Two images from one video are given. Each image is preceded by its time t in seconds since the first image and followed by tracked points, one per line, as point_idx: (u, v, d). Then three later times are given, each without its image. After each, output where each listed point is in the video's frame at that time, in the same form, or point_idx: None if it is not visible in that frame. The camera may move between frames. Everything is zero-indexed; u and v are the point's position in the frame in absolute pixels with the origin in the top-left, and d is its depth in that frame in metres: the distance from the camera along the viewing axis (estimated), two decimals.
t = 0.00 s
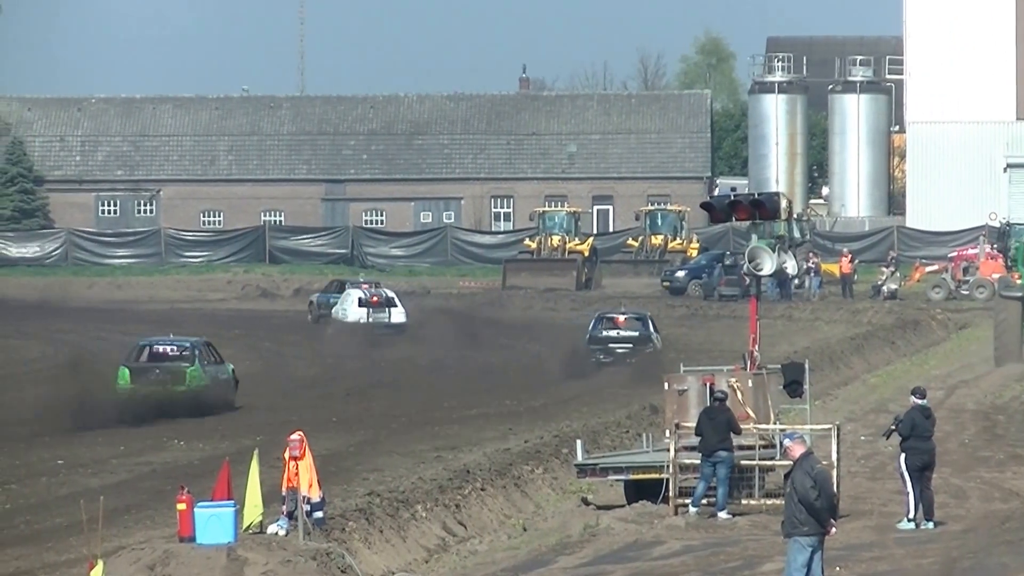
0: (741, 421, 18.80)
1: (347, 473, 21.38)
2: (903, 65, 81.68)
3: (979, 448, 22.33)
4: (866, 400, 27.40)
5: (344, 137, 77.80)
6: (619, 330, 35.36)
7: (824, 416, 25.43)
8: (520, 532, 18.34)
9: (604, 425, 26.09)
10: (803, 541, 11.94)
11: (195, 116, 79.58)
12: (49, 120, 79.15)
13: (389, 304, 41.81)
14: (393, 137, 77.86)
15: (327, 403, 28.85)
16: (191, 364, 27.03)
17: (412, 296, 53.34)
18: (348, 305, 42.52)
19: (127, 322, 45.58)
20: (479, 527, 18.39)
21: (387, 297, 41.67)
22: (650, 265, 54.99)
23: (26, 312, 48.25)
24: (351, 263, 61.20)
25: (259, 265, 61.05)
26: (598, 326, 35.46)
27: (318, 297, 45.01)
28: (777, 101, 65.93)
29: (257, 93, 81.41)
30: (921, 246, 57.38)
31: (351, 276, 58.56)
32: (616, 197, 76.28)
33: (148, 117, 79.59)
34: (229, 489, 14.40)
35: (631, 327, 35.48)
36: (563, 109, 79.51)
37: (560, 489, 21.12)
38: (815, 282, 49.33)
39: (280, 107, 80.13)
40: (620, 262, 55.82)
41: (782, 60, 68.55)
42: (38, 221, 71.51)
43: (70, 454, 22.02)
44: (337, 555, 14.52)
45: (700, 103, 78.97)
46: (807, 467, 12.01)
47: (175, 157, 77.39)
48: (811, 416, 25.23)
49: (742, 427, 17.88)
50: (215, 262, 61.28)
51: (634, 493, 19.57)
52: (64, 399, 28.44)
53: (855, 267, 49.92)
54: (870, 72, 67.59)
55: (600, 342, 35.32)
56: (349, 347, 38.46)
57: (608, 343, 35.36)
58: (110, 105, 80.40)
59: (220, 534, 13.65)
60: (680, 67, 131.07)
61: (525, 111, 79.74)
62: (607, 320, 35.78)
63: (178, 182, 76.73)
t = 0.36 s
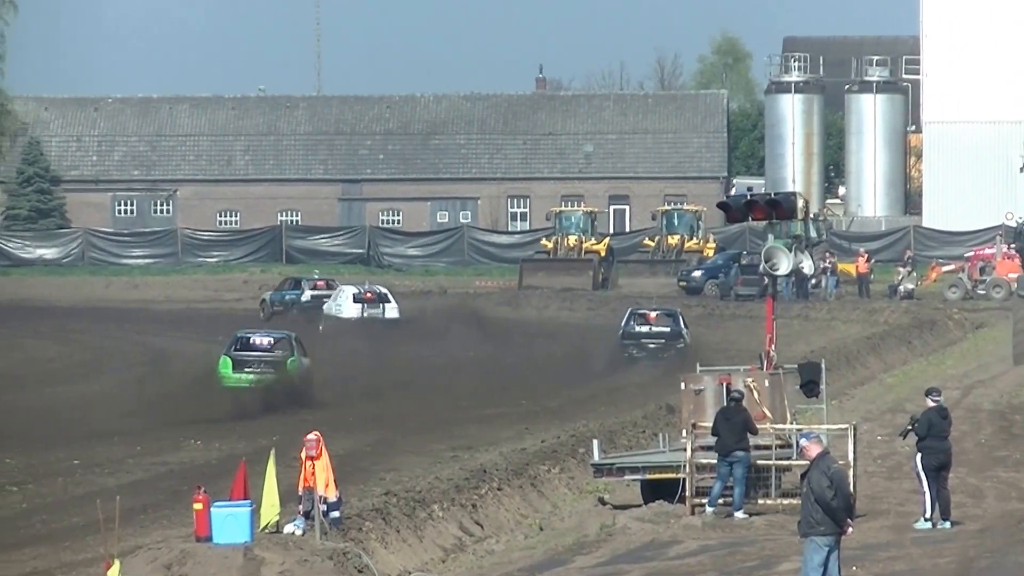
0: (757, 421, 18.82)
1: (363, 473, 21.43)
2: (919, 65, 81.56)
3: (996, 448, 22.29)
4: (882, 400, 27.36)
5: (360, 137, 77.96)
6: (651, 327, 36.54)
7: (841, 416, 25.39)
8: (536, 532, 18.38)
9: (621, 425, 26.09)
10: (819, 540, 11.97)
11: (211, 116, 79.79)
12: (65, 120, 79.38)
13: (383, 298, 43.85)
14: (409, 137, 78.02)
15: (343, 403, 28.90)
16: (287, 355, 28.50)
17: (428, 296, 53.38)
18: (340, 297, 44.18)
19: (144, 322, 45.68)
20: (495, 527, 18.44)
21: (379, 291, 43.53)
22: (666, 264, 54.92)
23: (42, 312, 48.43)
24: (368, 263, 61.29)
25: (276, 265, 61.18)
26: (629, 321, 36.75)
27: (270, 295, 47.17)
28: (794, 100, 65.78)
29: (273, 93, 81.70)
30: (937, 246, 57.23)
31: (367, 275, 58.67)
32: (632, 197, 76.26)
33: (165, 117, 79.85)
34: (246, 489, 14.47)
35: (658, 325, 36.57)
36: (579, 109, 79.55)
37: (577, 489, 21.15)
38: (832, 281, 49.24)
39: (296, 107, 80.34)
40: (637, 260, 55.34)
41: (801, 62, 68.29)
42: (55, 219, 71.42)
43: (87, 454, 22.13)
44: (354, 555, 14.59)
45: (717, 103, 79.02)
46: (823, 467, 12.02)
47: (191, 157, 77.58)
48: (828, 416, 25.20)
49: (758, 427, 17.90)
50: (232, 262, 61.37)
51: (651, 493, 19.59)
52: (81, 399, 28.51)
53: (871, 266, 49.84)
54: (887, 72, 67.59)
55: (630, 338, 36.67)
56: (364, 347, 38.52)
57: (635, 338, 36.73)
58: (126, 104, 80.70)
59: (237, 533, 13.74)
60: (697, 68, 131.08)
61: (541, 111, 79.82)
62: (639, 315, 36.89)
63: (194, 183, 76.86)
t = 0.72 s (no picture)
0: (782, 421, 18.88)
1: (388, 473, 21.51)
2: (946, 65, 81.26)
3: (1020, 448, 22.25)
4: (907, 400, 27.30)
5: (386, 137, 78.15)
6: (682, 322, 37.17)
7: (866, 416, 25.33)
8: (561, 532, 18.43)
9: (646, 425, 26.10)
10: (845, 540, 11.99)
11: (236, 115, 80.02)
12: (91, 119, 79.64)
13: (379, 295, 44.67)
14: (435, 137, 78.12)
15: (368, 402, 28.96)
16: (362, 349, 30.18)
17: (453, 296, 53.42)
18: (331, 293, 44.75)
19: (169, 322, 45.77)
20: (521, 526, 18.51)
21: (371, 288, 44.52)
22: (692, 264, 54.84)
23: (69, 312, 48.60)
24: (393, 263, 61.42)
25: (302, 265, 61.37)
26: (661, 317, 37.54)
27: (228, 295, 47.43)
28: (818, 100, 65.69)
29: (299, 93, 81.99)
30: (963, 246, 57.02)
31: (393, 275, 58.76)
32: (658, 196, 76.22)
33: (190, 117, 80.12)
34: (271, 488, 14.55)
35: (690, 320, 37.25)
36: (605, 109, 79.65)
37: (602, 489, 21.22)
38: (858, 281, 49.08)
39: (322, 107, 80.59)
40: (662, 261, 55.37)
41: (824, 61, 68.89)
42: (80, 220, 72.05)
43: (113, 454, 22.27)
44: (380, 555, 14.67)
45: (742, 103, 78.83)
46: (848, 466, 12.04)
47: (217, 157, 77.61)
48: (853, 415, 25.14)
49: (784, 426, 17.94)
50: (258, 262, 61.51)
51: (677, 492, 19.63)
52: (106, 399, 28.62)
53: (897, 266, 49.71)
54: (912, 71, 67.45)
55: (661, 333, 37.33)
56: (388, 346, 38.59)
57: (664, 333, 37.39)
58: (152, 104, 81.08)
59: (262, 533, 13.84)
60: (723, 69, 131.01)
61: (567, 111, 79.89)
62: (672, 311, 37.60)
63: (219, 183, 76.90)
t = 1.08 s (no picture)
0: (817, 421, 18.93)
1: (423, 473, 21.59)
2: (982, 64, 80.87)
3: None
4: (942, 400, 27.22)
5: (421, 137, 78.35)
6: (717, 316, 37.84)
7: (901, 416, 25.25)
8: (596, 532, 18.49)
9: (680, 425, 26.12)
10: (880, 540, 12.00)
11: (271, 115, 80.29)
12: (126, 119, 80.07)
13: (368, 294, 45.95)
14: (470, 137, 78.23)
15: (403, 402, 29.06)
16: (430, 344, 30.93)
17: (488, 296, 53.47)
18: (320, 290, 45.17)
19: (204, 322, 45.96)
20: (556, 526, 18.58)
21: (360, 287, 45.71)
22: (727, 264, 54.74)
23: (105, 312, 48.90)
24: (429, 262, 61.61)
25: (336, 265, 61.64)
26: (694, 312, 38.11)
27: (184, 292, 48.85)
28: (854, 100, 65.51)
29: (334, 93, 82.24)
30: (998, 246, 56.81)
31: (428, 275, 58.88)
32: (693, 196, 76.24)
33: (225, 116, 80.44)
34: (306, 488, 14.61)
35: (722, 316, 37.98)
36: (640, 109, 79.69)
37: (636, 489, 21.28)
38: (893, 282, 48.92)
39: (357, 107, 80.85)
40: (698, 261, 55.82)
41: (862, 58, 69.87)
42: (115, 221, 74.14)
43: (148, 454, 22.42)
44: (414, 555, 14.76)
45: (777, 103, 78.57)
46: (883, 466, 12.05)
47: (251, 157, 77.88)
48: (888, 416, 25.09)
49: (819, 426, 17.96)
50: (293, 262, 61.83)
51: (711, 492, 19.67)
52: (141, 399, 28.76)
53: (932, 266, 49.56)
54: (948, 71, 66.91)
55: (696, 328, 37.95)
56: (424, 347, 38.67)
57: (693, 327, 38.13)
58: (187, 104, 81.48)
59: (297, 534, 13.89)
60: (758, 68, 130.80)
61: (602, 110, 79.93)
62: (705, 305, 38.18)
63: (253, 183, 77.15)
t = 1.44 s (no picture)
0: (860, 421, 18.96)
1: (465, 473, 21.70)
2: None
3: None
4: (986, 400, 27.11)
5: (463, 137, 78.51)
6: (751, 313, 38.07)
7: (944, 416, 25.16)
8: (638, 532, 18.57)
9: (723, 425, 26.12)
10: (924, 540, 11.95)
11: (314, 115, 80.63)
12: (169, 119, 80.56)
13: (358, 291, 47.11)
14: (513, 136, 78.34)
15: (445, 402, 29.18)
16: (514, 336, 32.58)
17: (530, 297, 53.55)
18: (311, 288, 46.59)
19: (247, 322, 46.21)
20: (598, 526, 18.67)
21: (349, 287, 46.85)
22: (770, 264, 54.63)
23: (149, 312, 49.27)
24: (472, 262, 61.75)
25: (379, 264, 61.83)
26: (729, 309, 38.38)
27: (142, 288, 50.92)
28: (896, 100, 65.04)
29: (377, 93, 82.50)
30: None
31: (470, 275, 58.96)
32: (736, 196, 76.09)
33: (268, 115, 80.79)
34: (349, 488, 14.78)
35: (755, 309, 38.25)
36: (682, 108, 79.64)
37: (679, 489, 21.33)
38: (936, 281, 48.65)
39: (400, 107, 81.12)
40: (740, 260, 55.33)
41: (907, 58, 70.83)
42: (157, 221, 74.46)
43: (191, 454, 22.60)
44: (457, 554, 14.89)
45: (820, 102, 78.38)
46: (923, 467, 12.04)
47: (294, 157, 78.23)
48: (931, 415, 25.01)
49: (862, 427, 17.99)
50: (335, 261, 62.08)
51: (754, 492, 19.72)
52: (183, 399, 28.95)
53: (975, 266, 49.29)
54: (990, 71, 66.88)
55: (731, 324, 38.23)
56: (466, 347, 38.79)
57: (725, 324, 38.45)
58: (230, 104, 81.85)
59: (340, 533, 14.06)
60: (801, 67, 130.35)
61: (644, 110, 79.89)
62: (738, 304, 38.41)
63: (296, 182, 77.43)
